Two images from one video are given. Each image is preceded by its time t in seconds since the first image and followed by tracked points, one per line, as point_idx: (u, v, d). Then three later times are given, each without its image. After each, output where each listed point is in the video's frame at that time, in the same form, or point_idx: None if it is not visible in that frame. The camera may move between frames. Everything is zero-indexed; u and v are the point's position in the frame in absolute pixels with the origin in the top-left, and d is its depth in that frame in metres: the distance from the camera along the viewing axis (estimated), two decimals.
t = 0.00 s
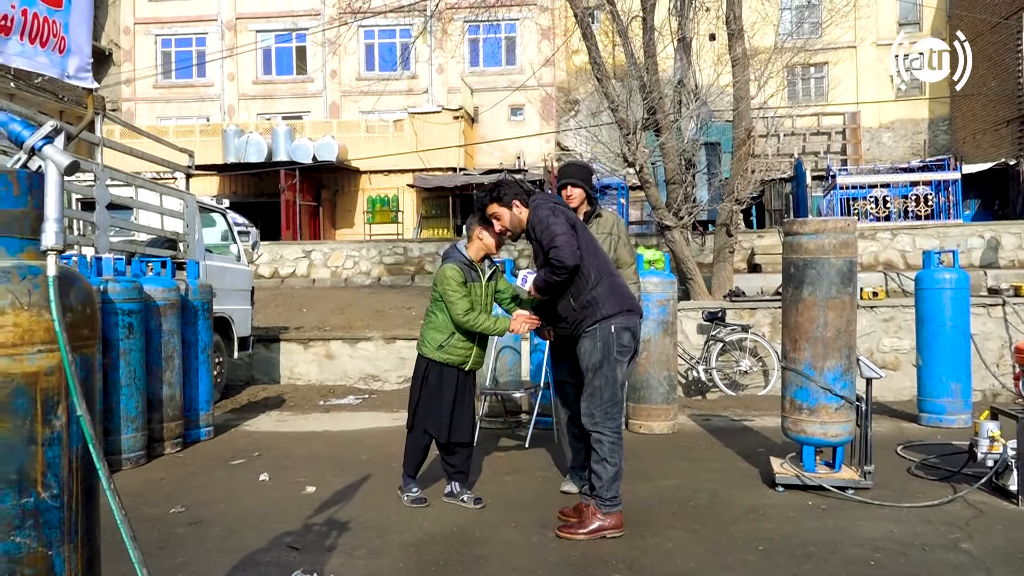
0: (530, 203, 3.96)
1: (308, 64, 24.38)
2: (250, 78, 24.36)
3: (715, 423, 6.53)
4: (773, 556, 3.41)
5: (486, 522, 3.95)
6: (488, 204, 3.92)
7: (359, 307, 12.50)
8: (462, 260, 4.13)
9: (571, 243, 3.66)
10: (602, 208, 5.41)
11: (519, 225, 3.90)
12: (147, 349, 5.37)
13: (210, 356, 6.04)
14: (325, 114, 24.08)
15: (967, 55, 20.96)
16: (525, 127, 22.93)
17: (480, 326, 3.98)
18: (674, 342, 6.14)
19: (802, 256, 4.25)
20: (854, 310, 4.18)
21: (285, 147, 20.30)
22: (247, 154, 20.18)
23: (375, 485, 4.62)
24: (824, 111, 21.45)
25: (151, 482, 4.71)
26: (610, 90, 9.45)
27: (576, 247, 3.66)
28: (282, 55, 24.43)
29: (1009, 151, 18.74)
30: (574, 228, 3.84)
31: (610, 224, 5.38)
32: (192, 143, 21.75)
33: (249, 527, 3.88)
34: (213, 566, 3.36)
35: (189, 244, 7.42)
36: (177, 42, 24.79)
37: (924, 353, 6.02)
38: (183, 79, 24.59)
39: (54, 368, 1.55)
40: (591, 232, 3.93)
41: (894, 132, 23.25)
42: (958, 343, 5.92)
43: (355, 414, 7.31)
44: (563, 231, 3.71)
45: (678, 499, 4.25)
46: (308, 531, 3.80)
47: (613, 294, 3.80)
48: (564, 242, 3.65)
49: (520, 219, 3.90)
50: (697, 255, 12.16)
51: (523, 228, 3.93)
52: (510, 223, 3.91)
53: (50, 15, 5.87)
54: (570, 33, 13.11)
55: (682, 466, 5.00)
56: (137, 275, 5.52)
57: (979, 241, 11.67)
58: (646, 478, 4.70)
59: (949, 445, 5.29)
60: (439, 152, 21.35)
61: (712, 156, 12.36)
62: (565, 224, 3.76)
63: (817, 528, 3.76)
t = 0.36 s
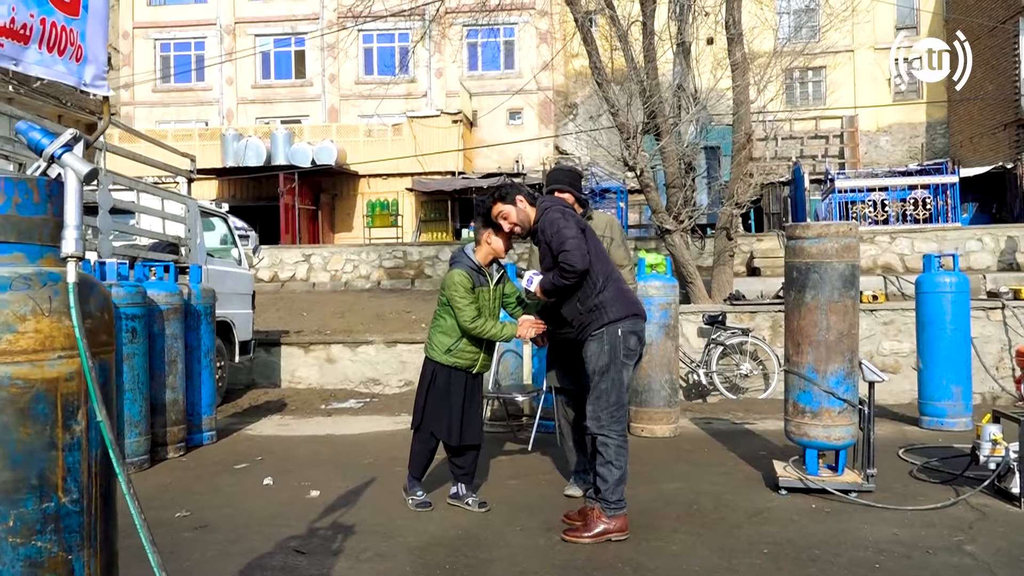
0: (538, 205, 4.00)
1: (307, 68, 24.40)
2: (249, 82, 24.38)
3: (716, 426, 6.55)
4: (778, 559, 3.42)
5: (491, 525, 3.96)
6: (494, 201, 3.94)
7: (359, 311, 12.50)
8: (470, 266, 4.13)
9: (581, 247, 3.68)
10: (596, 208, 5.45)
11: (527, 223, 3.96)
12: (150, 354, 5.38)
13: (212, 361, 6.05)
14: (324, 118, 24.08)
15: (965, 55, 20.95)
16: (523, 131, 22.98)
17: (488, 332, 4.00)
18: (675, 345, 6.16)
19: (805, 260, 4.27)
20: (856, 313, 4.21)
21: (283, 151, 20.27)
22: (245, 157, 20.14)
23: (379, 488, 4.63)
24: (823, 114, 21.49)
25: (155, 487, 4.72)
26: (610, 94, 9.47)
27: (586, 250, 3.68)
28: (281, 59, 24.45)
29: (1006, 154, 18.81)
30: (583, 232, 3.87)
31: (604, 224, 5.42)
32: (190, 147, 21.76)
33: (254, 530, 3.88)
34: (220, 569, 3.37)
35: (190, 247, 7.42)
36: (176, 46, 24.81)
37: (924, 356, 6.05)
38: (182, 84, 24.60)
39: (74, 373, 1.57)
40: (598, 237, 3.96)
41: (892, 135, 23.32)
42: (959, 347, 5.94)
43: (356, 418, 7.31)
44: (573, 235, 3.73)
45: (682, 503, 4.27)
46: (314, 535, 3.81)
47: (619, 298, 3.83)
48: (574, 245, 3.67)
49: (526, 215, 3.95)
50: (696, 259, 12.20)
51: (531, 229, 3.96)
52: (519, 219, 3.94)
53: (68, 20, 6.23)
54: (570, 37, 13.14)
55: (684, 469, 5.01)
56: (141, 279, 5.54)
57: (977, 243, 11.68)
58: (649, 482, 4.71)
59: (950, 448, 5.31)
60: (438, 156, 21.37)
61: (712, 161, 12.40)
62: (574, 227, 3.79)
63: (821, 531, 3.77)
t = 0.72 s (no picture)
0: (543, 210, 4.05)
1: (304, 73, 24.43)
2: (245, 86, 24.38)
3: (716, 430, 6.58)
4: (781, 563, 3.45)
5: (495, 530, 3.97)
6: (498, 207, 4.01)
7: (357, 316, 12.51)
8: (475, 271, 4.15)
9: (586, 251, 3.71)
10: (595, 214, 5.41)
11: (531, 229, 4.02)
12: (153, 359, 5.38)
13: (214, 366, 6.05)
14: (321, 123, 24.11)
15: (965, 54, 20.66)
16: (520, 135, 23.04)
17: (492, 337, 4.02)
18: (676, 350, 6.19)
19: (806, 265, 4.30)
20: (857, 318, 4.25)
21: (280, 156, 20.26)
22: (242, 162, 20.15)
23: (382, 494, 4.64)
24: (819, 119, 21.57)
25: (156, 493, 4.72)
26: (609, 100, 9.51)
27: (591, 254, 3.71)
28: (278, 64, 24.48)
29: (1001, 159, 18.93)
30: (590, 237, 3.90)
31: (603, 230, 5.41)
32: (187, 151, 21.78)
33: (258, 536, 3.89)
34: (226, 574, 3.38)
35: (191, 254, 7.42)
36: (173, 50, 24.79)
37: (923, 361, 6.08)
38: (179, 89, 24.59)
39: (98, 380, 1.59)
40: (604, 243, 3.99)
41: (888, 140, 23.41)
42: (956, 351, 5.98)
43: (357, 423, 7.32)
44: (581, 239, 3.76)
45: (684, 507, 4.29)
46: (318, 540, 3.82)
47: (624, 303, 3.85)
48: (579, 249, 3.70)
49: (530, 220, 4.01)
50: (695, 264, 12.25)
51: (536, 233, 4.00)
52: (522, 224, 3.97)
53: (91, 28, 5.72)
54: (568, 43, 13.18)
55: (686, 474, 5.04)
56: (143, 285, 5.54)
57: (973, 248, 11.78)
58: (652, 487, 4.73)
59: (950, 452, 5.34)
60: (435, 161, 21.43)
61: (710, 166, 12.45)
62: (581, 232, 3.82)
63: (822, 535, 3.79)
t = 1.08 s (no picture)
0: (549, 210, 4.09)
1: (300, 76, 24.44)
2: (242, 90, 24.39)
3: (714, 433, 6.62)
4: (782, 564, 3.48)
5: (497, 532, 3.99)
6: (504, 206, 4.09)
7: (355, 319, 12.52)
8: (470, 272, 4.20)
9: (586, 255, 3.74)
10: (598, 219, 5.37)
11: (535, 228, 4.11)
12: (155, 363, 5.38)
13: (214, 370, 6.06)
14: (317, 126, 24.13)
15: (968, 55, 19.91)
16: (516, 139, 23.09)
17: (499, 334, 4.02)
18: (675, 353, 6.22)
19: (805, 269, 4.34)
20: (856, 322, 4.28)
21: (277, 159, 20.24)
22: (239, 165, 20.16)
23: (383, 496, 4.66)
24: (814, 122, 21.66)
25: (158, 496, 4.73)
26: (607, 104, 9.55)
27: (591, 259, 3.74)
28: (275, 68, 24.48)
29: (995, 163, 19.05)
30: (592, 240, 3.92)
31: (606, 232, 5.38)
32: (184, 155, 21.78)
33: (262, 539, 3.91)
34: None
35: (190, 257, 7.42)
36: (170, 54, 24.80)
37: (920, 364, 6.13)
38: (175, 92, 24.58)
39: (118, 383, 1.62)
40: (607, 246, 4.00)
41: (883, 144, 23.48)
42: (953, 354, 6.03)
43: (357, 426, 7.33)
44: (580, 242, 3.79)
45: (684, 509, 4.32)
46: (322, 543, 3.84)
47: (622, 308, 3.87)
48: (579, 253, 3.74)
49: (534, 220, 4.10)
50: (692, 267, 12.31)
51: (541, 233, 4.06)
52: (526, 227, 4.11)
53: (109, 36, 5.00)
54: (565, 48, 13.22)
55: (685, 476, 5.07)
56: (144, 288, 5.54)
57: (968, 252, 11.87)
58: (652, 489, 4.76)
59: (947, 455, 5.38)
60: (431, 165, 21.46)
61: (706, 170, 12.51)
62: (583, 235, 3.85)
63: (822, 536, 3.83)
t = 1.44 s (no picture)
0: (565, 199, 4.10)
1: (299, 79, 24.46)
2: (241, 93, 24.42)
3: (715, 433, 6.65)
4: (783, 562, 3.51)
5: (500, 532, 4.02)
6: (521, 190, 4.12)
7: (356, 321, 12.53)
8: (454, 273, 4.29)
9: (589, 257, 3.76)
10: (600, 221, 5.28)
11: (547, 216, 4.14)
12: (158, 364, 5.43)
13: (217, 372, 6.08)
14: (316, 129, 24.17)
15: (966, 55, 20.42)
16: (515, 140, 23.12)
17: (496, 323, 4.08)
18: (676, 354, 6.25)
19: (805, 270, 4.38)
20: (856, 321, 4.31)
21: (276, 161, 20.25)
22: (238, 168, 20.14)
23: (386, 496, 4.69)
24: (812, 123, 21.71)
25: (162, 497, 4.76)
26: (606, 106, 9.58)
27: (594, 261, 3.77)
28: (273, 70, 24.49)
29: (993, 163, 19.15)
30: (600, 240, 3.93)
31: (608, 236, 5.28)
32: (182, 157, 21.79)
33: (267, 539, 3.93)
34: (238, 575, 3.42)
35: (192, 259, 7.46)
36: (168, 57, 24.81)
37: (918, 363, 6.17)
38: (174, 95, 24.58)
39: (135, 383, 1.65)
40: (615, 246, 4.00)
41: (881, 144, 23.54)
42: (952, 353, 6.07)
43: (359, 427, 7.36)
44: (585, 242, 3.80)
45: (686, 508, 4.35)
46: (326, 542, 3.87)
47: (620, 312, 3.89)
48: (583, 254, 3.76)
49: (547, 209, 4.13)
50: (691, 268, 12.36)
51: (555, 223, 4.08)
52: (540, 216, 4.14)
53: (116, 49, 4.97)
54: (564, 50, 13.25)
55: (686, 476, 5.10)
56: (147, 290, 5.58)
57: (966, 251, 11.91)
58: (654, 488, 4.79)
59: (946, 453, 5.41)
60: (430, 167, 21.50)
61: (706, 172, 12.56)
62: (591, 233, 3.86)
63: (823, 534, 3.86)
